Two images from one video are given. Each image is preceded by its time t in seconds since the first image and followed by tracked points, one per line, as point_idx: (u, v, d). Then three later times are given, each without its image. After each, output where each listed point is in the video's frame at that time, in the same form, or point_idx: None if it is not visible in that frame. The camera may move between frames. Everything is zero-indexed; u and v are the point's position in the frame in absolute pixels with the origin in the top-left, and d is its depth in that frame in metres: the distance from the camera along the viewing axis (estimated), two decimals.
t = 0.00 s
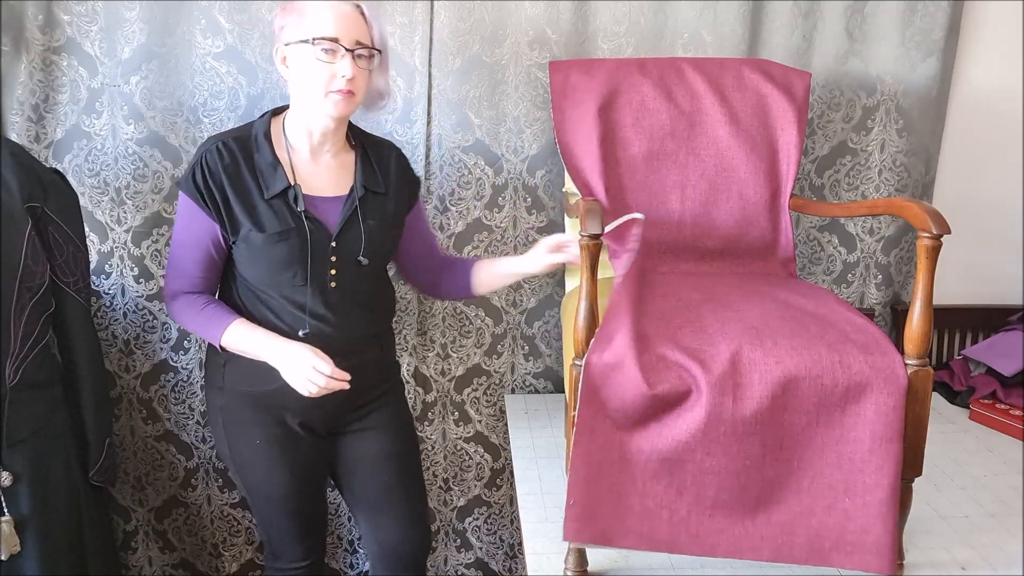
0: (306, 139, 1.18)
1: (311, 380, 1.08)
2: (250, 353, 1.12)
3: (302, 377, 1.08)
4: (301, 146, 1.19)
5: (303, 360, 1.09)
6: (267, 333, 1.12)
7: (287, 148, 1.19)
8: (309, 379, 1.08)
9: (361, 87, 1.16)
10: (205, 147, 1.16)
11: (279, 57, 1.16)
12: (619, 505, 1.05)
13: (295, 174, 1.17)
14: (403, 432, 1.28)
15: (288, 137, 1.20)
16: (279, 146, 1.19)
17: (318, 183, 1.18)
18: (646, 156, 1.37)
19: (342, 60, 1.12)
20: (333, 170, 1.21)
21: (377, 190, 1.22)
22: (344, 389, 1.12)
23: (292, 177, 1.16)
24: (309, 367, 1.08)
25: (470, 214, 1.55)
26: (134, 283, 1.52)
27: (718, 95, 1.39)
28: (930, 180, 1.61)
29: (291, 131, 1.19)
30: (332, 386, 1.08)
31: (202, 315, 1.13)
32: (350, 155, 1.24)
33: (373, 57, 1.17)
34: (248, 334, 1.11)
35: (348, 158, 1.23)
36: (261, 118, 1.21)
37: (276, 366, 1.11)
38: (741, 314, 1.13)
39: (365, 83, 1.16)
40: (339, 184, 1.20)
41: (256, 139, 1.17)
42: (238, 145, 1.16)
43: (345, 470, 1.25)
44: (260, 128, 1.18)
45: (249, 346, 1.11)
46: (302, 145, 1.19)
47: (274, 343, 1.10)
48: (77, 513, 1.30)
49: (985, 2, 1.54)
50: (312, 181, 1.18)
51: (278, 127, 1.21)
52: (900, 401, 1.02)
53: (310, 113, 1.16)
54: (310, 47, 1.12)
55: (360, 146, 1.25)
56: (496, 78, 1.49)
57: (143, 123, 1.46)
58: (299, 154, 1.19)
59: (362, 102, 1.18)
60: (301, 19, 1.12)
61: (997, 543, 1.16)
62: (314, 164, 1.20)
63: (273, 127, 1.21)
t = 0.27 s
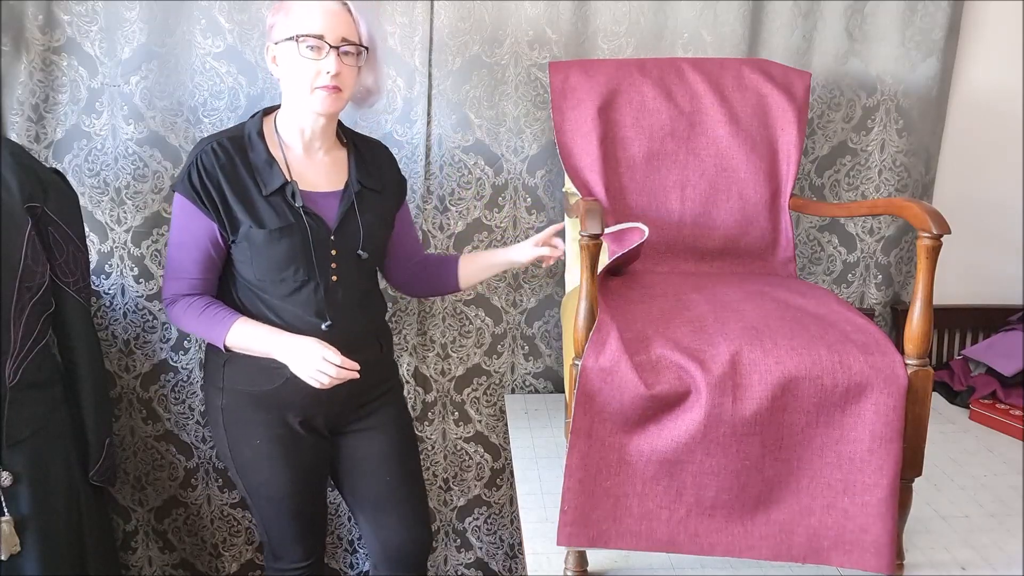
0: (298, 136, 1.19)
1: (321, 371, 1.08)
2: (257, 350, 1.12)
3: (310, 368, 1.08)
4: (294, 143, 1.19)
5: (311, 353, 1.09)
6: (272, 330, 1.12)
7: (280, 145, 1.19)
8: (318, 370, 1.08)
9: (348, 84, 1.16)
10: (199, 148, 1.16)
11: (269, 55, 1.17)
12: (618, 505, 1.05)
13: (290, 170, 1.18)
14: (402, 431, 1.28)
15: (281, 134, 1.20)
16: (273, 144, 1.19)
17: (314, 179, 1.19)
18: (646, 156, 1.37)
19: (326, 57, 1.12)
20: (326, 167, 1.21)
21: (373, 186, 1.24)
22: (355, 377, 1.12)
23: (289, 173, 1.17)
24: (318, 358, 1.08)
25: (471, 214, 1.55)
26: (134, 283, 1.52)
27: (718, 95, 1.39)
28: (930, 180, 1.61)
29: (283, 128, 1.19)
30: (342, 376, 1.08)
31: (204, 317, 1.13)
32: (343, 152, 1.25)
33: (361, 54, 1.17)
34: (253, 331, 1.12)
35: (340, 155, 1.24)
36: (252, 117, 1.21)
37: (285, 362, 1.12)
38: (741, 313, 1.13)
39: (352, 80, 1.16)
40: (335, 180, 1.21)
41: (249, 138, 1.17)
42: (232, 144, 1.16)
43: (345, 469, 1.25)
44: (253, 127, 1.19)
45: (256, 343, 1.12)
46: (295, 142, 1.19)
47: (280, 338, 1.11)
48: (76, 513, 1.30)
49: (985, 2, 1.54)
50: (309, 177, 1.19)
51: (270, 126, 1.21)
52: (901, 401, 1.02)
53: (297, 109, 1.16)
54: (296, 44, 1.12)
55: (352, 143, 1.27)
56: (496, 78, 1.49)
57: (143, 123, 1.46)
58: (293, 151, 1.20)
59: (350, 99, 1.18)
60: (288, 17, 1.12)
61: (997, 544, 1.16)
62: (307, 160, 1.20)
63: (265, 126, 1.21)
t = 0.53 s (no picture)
0: (294, 136, 1.19)
1: (316, 371, 1.08)
2: (253, 350, 1.12)
3: (306, 369, 1.08)
4: (291, 141, 1.19)
5: (306, 354, 1.09)
6: (268, 330, 1.12)
7: (277, 144, 1.19)
8: (313, 371, 1.08)
9: (344, 88, 1.16)
10: (196, 147, 1.16)
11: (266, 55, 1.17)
12: (618, 506, 1.05)
13: (288, 169, 1.18)
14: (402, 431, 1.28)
15: (277, 133, 1.20)
16: (270, 143, 1.19)
17: (311, 176, 1.19)
18: (646, 157, 1.37)
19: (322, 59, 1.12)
20: (323, 165, 1.21)
21: (369, 184, 1.24)
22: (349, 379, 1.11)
23: (286, 170, 1.16)
24: (313, 359, 1.08)
25: (471, 214, 1.55)
26: (134, 283, 1.52)
27: (718, 95, 1.39)
28: (930, 180, 1.61)
29: (280, 127, 1.19)
30: (337, 377, 1.08)
31: (201, 317, 1.13)
32: (340, 151, 1.25)
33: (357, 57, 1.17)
34: (249, 331, 1.12)
35: (337, 154, 1.24)
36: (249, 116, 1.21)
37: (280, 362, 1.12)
38: (741, 314, 1.13)
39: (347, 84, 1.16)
40: (332, 178, 1.21)
41: (246, 137, 1.17)
42: (229, 143, 1.16)
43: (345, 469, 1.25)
44: (250, 126, 1.18)
45: (251, 343, 1.12)
46: (292, 140, 1.19)
47: (276, 339, 1.11)
48: (76, 514, 1.30)
49: (985, 2, 1.54)
50: (306, 175, 1.19)
51: (266, 125, 1.21)
52: (901, 402, 1.02)
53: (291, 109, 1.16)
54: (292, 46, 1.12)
55: (349, 142, 1.27)
56: (496, 78, 1.49)
57: (143, 123, 1.46)
58: (289, 149, 1.19)
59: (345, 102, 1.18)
60: (286, 17, 1.13)
61: (997, 544, 1.16)
62: (303, 159, 1.20)
63: (262, 125, 1.21)
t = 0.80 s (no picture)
0: (292, 135, 1.19)
1: (316, 370, 1.08)
2: (252, 349, 1.12)
3: (306, 367, 1.08)
4: (289, 140, 1.19)
5: (306, 353, 1.09)
6: (268, 329, 1.12)
7: (275, 143, 1.19)
8: (313, 369, 1.08)
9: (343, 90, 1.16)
10: (194, 148, 1.16)
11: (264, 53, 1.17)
12: (618, 506, 1.05)
13: (286, 168, 1.18)
14: (402, 431, 1.28)
15: (276, 132, 1.20)
16: (268, 141, 1.19)
17: (309, 175, 1.19)
18: (646, 157, 1.37)
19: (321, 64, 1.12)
20: (321, 164, 1.21)
21: (368, 182, 1.23)
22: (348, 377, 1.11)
23: (284, 170, 1.16)
24: (313, 358, 1.08)
25: (471, 214, 1.55)
26: (134, 283, 1.52)
27: (717, 95, 1.39)
28: (930, 180, 1.61)
29: (278, 126, 1.20)
30: (337, 375, 1.08)
31: (200, 317, 1.13)
32: (339, 150, 1.25)
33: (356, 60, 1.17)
34: (249, 331, 1.12)
35: (336, 152, 1.24)
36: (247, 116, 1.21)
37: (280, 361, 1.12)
38: (741, 314, 1.13)
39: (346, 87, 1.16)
40: (331, 177, 1.21)
41: (243, 136, 1.17)
42: (227, 143, 1.16)
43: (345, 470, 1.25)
44: (247, 126, 1.18)
45: (252, 342, 1.12)
46: (290, 139, 1.19)
47: (276, 338, 1.11)
48: (76, 513, 1.30)
49: (985, 2, 1.54)
50: (304, 174, 1.18)
51: (265, 124, 1.21)
52: (901, 402, 1.02)
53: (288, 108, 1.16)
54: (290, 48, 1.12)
55: (347, 140, 1.27)
56: (496, 79, 1.49)
57: (143, 123, 1.46)
58: (288, 149, 1.19)
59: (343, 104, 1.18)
60: (286, 19, 1.12)
61: (997, 544, 1.16)
62: (301, 158, 1.20)
63: (260, 124, 1.21)
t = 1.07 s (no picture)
0: (295, 136, 1.18)
1: (315, 372, 1.07)
2: (252, 350, 1.12)
3: (305, 369, 1.08)
4: (291, 141, 1.19)
5: (305, 355, 1.08)
6: (268, 330, 1.12)
7: (277, 143, 1.19)
8: (313, 371, 1.08)
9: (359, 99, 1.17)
10: (195, 148, 1.16)
11: (276, 58, 1.14)
12: (618, 506, 1.05)
13: (287, 169, 1.18)
14: (402, 431, 1.28)
15: (278, 132, 1.20)
16: (269, 142, 1.19)
17: (311, 177, 1.19)
18: (646, 157, 1.37)
19: (345, 79, 1.12)
20: (322, 165, 1.21)
21: (368, 183, 1.23)
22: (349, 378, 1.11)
23: (285, 171, 1.16)
24: (312, 360, 1.08)
25: (471, 214, 1.55)
26: (134, 283, 1.52)
27: (717, 95, 1.39)
28: (930, 180, 1.61)
29: (281, 127, 1.19)
30: (337, 377, 1.08)
31: (200, 318, 1.13)
32: (339, 151, 1.25)
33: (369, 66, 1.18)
34: (249, 332, 1.12)
35: (337, 154, 1.24)
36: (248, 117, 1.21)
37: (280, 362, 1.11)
38: (741, 314, 1.13)
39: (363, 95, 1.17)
40: (332, 178, 1.20)
41: (244, 137, 1.17)
42: (228, 144, 1.16)
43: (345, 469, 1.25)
44: (248, 126, 1.18)
45: (251, 343, 1.12)
46: (292, 140, 1.19)
47: (276, 339, 1.11)
48: (77, 514, 1.30)
49: (985, 2, 1.54)
50: (305, 176, 1.18)
51: (266, 125, 1.21)
52: (901, 402, 1.02)
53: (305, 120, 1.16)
54: (313, 63, 1.11)
55: (348, 142, 1.26)
56: (496, 79, 1.49)
57: (143, 123, 1.46)
58: (289, 149, 1.19)
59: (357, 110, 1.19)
60: (306, 31, 1.10)
61: (997, 544, 1.16)
62: (304, 159, 1.20)
63: (262, 125, 1.21)
